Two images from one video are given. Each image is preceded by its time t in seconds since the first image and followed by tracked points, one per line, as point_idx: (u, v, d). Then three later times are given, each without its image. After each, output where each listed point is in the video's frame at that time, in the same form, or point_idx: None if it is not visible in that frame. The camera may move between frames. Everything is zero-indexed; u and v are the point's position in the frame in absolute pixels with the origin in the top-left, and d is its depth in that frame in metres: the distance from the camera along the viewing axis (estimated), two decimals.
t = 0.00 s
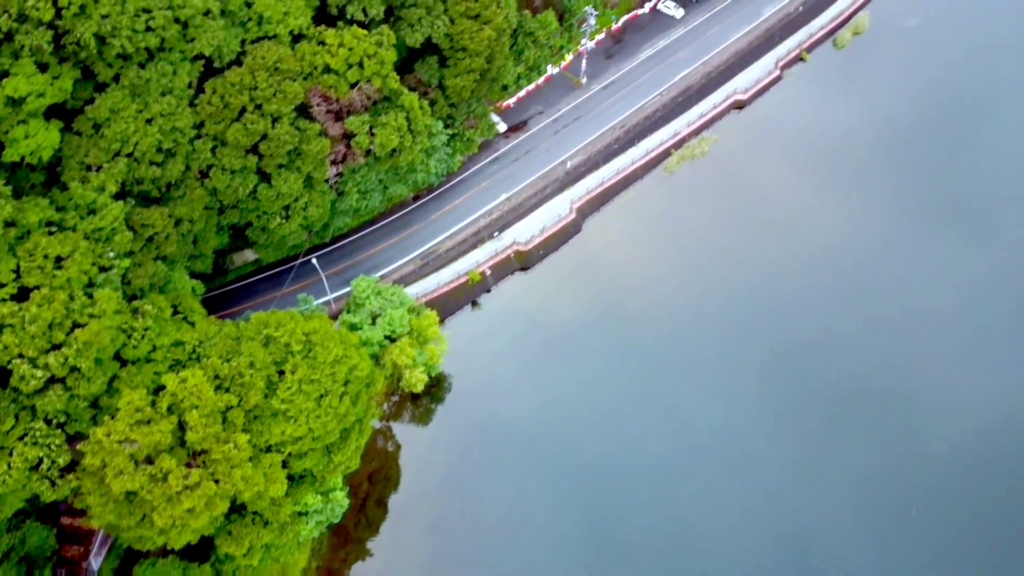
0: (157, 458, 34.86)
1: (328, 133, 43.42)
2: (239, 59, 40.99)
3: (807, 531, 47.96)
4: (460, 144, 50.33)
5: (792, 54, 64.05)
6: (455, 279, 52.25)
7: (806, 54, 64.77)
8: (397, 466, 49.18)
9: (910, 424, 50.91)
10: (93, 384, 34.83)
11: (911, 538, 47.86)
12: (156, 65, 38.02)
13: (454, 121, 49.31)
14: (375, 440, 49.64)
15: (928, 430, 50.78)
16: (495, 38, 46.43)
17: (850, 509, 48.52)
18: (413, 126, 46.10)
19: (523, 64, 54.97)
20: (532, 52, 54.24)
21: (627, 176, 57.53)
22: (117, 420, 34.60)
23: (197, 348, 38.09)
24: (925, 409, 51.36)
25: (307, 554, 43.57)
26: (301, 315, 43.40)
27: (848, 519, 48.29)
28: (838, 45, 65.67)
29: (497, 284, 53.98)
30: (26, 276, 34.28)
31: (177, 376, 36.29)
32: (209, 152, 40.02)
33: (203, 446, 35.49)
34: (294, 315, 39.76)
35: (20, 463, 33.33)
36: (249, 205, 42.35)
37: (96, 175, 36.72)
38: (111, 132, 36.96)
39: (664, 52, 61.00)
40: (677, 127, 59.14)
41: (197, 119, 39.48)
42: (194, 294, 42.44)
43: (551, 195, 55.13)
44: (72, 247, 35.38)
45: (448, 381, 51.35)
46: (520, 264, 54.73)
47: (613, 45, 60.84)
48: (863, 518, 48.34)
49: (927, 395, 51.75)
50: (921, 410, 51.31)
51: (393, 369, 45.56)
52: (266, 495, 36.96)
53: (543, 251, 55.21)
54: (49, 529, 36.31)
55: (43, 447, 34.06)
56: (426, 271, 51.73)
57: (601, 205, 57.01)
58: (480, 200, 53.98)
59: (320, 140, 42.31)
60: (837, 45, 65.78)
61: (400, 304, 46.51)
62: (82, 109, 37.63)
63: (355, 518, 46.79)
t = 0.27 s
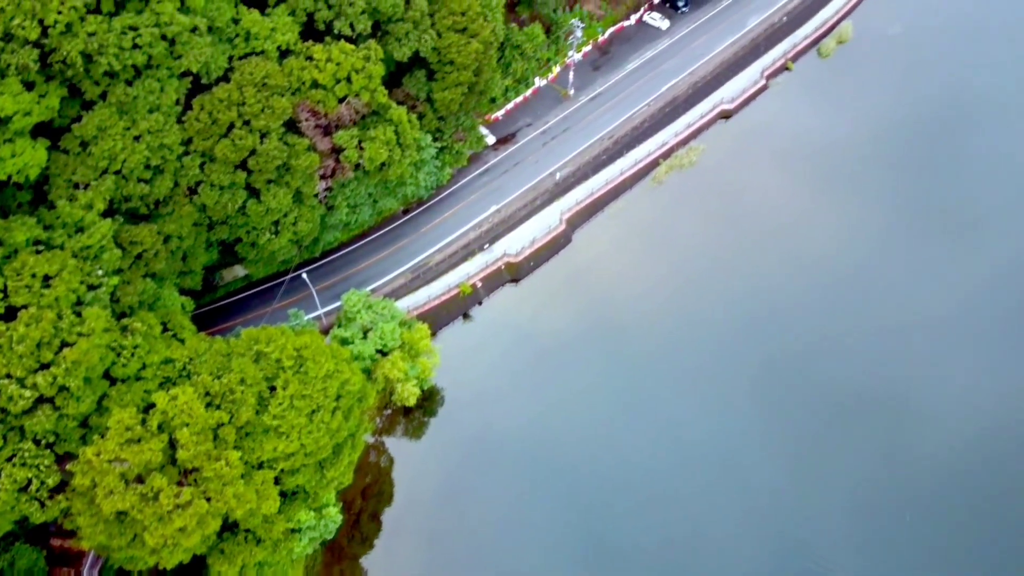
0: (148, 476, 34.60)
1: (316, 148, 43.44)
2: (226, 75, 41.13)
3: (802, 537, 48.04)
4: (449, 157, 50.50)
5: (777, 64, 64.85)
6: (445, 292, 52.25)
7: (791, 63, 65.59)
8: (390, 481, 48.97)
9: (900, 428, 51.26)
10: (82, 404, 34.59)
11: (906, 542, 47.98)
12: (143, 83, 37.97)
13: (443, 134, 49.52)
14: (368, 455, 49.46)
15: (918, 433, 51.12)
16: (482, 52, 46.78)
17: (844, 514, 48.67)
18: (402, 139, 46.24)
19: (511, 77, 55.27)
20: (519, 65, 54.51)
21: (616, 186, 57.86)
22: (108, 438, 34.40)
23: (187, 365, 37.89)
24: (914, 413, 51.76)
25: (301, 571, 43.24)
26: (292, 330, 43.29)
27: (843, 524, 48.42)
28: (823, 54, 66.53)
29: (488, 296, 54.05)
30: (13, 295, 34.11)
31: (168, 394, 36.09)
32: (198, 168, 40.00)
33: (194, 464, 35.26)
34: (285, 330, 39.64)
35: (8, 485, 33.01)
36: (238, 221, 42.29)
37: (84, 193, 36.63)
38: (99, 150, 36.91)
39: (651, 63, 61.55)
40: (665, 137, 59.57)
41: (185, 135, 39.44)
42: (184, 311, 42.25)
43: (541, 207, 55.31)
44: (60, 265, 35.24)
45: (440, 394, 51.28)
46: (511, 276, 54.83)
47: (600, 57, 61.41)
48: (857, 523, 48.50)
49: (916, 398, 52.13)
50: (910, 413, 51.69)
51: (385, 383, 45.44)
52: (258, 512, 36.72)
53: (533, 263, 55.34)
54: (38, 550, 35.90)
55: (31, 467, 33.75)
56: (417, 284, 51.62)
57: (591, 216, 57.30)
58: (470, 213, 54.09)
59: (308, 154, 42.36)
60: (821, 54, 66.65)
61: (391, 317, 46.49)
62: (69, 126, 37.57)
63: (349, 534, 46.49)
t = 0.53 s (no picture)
0: (138, 495, 34.33)
1: (305, 162, 43.53)
2: (214, 91, 41.24)
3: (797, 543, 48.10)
4: (438, 170, 50.66)
5: (762, 73, 65.62)
6: (436, 305, 52.22)
7: (776, 73, 66.40)
8: (384, 495, 48.72)
9: (891, 430, 51.62)
10: (70, 423, 34.34)
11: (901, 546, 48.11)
12: (131, 100, 37.96)
13: (432, 147, 49.69)
14: (361, 470, 49.26)
15: (910, 435, 51.47)
16: (469, 65, 47.08)
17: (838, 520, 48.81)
18: (391, 153, 46.38)
19: (500, 89, 55.34)
20: (507, 78, 54.52)
21: (605, 197, 58.18)
22: (97, 458, 34.11)
23: (177, 383, 37.64)
24: (906, 415, 52.13)
25: None
26: (282, 345, 43.16)
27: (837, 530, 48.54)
28: (807, 64, 67.40)
29: (479, 308, 54.11)
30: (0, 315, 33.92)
31: (158, 412, 35.84)
32: (186, 185, 39.97)
33: (185, 482, 35.00)
34: (275, 346, 39.50)
35: None
36: (227, 236, 42.21)
37: (71, 211, 36.54)
38: (86, 168, 36.85)
39: (638, 74, 62.11)
40: (653, 147, 60.03)
41: (173, 152, 39.42)
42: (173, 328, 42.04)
43: (531, 218, 55.53)
44: (47, 284, 35.06)
45: (432, 408, 51.17)
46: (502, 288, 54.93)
47: (587, 69, 61.92)
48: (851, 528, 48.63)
49: (907, 400, 52.55)
50: (900, 415, 52.06)
51: (377, 398, 45.29)
52: (251, 530, 36.44)
53: (524, 274, 55.46)
54: (26, 573, 35.48)
55: (20, 489, 33.45)
56: (408, 297, 51.65)
57: (580, 227, 57.56)
58: (459, 225, 54.20)
59: (297, 170, 42.42)
60: (806, 63, 67.52)
61: (383, 331, 46.43)
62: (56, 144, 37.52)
63: (343, 550, 46.10)
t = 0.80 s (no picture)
0: (128, 515, 34.04)
1: (294, 177, 43.57)
2: (202, 107, 41.29)
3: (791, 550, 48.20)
4: (428, 183, 50.76)
5: (748, 83, 66.34)
6: (427, 318, 52.10)
7: (761, 82, 67.15)
8: (377, 510, 48.46)
9: (882, 435, 51.91)
10: (59, 443, 34.07)
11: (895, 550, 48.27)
12: (117, 117, 37.92)
13: (420, 160, 49.86)
14: (353, 484, 49.12)
15: (899, 437, 51.86)
16: (457, 78, 47.37)
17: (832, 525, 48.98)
18: (379, 167, 46.48)
19: (488, 102, 55.61)
20: (495, 90, 54.81)
21: (594, 207, 58.48)
22: (86, 478, 33.80)
23: (167, 400, 37.38)
24: (894, 418, 52.62)
25: None
26: (273, 360, 43.05)
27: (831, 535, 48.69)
28: (793, 72, 68.14)
29: (470, 320, 54.19)
30: None
31: (148, 430, 35.59)
32: (175, 201, 39.91)
33: (176, 501, 34.73)
34: (266, 361, 39.34)
35: None
36: (216, 252, 42.12)
37: (59, 229, 36.41)
38: (73, 185, 36.74)
39: (624, 85, 62.62)
40: (641, 158, 60.48)
41: (161, 168, 39.37)
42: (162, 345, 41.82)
43: (520, 230, 55.72)
44: (34, 303, 34.86)
45: (424, 421, 51.05)
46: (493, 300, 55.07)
47: (575, 80, 62.42)
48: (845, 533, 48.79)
49: (895, 403, 53.03)
50: (889, 417, 52.49)
51: (369, 412, 45.14)
52: (243, 548, 36.13)
53: (514, 286, 55.57)
54: None
55: (8, 510, 33.12)
56: (398, 310, 51.59)
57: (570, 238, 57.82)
58: (449, 238, 54.25)
59: (286, 185, 42.45)
60: (791, 72, 68.30)
61: (374, 344, 46.37)
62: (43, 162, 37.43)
63: (336, 566, 45.73)
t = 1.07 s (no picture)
0: (118, 535, 33.75)
1: (283, 192, 43.56)
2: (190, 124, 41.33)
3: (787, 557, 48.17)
4: (417, 196, 50.86)
5: (733, 93, 67.07)
6: (419, 331, 52.04)
7: (747, 92, 67.94)
8: (370, 526, 48.11)
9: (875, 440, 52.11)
10: (47, 463, 33.83)
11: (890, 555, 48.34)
12: (104, 134, 37.90)
13: (409, 173, 50.00)
14: (346, 500, 48.89)
15: (890, 441, 52.19)
16: (444, 91, 47.65)
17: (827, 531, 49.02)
18: (368, 180, 46.55)
19: (476, 114, 55.89)
20: (483, 103, 55.14)
21: (584, 218, 58.76)
22: (75, 498, 33.59)
23: (157, 418, 37.13)
24: (886, 422, 52.84)
25: None
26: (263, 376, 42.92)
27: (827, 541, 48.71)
28: (778, 82, 68.95)
29: (462, 333, 54.23)
30: None
31: (137, 449, 35.36)
32: (163, 218, 39.85)
33: (167, 519, 34.46)
34: (256, 377, 39.19)
35: None
36: (205, 268, 42.01)
37: (46, 247, 36.27)
38: (61, 203, 36.67)
39: (612, 96, 63.09)
40: (629, 168, 60.88)
41: (149, 185, 39.34)
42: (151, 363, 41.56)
43: (510, 242, 55.89)
44: (21, 322, 34.64)
45: (417, 435, 50.85)
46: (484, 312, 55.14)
47: (562, 92, 62.86)
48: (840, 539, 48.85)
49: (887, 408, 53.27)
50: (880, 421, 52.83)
51: (361, 426, 44.95)
52: (235, 566, 35.76)
53: (505, 297, 55.67)
54: None
55: None
56: (389, 323, 51.53)
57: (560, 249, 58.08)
58: (439, 250, 54.32)
59: (275, 200, 42.44)
60: (776, 82, 69.11)
61: (365, 359, 46.30)
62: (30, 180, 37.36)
63: None
